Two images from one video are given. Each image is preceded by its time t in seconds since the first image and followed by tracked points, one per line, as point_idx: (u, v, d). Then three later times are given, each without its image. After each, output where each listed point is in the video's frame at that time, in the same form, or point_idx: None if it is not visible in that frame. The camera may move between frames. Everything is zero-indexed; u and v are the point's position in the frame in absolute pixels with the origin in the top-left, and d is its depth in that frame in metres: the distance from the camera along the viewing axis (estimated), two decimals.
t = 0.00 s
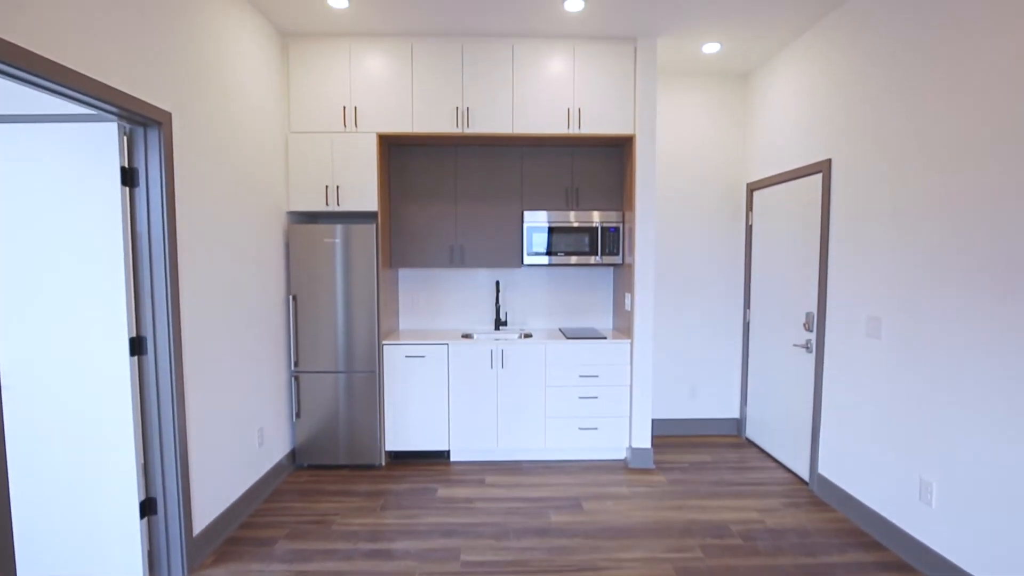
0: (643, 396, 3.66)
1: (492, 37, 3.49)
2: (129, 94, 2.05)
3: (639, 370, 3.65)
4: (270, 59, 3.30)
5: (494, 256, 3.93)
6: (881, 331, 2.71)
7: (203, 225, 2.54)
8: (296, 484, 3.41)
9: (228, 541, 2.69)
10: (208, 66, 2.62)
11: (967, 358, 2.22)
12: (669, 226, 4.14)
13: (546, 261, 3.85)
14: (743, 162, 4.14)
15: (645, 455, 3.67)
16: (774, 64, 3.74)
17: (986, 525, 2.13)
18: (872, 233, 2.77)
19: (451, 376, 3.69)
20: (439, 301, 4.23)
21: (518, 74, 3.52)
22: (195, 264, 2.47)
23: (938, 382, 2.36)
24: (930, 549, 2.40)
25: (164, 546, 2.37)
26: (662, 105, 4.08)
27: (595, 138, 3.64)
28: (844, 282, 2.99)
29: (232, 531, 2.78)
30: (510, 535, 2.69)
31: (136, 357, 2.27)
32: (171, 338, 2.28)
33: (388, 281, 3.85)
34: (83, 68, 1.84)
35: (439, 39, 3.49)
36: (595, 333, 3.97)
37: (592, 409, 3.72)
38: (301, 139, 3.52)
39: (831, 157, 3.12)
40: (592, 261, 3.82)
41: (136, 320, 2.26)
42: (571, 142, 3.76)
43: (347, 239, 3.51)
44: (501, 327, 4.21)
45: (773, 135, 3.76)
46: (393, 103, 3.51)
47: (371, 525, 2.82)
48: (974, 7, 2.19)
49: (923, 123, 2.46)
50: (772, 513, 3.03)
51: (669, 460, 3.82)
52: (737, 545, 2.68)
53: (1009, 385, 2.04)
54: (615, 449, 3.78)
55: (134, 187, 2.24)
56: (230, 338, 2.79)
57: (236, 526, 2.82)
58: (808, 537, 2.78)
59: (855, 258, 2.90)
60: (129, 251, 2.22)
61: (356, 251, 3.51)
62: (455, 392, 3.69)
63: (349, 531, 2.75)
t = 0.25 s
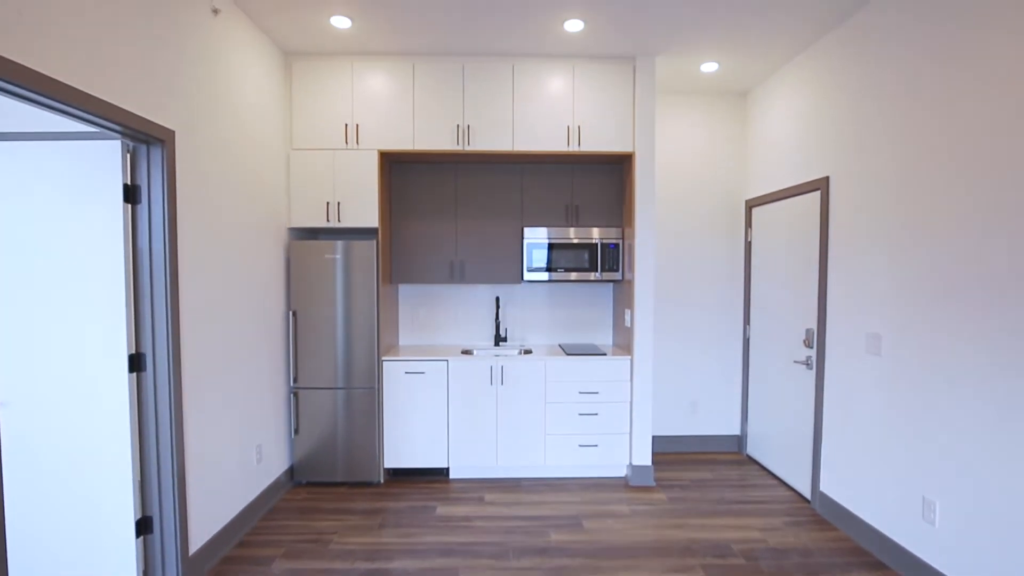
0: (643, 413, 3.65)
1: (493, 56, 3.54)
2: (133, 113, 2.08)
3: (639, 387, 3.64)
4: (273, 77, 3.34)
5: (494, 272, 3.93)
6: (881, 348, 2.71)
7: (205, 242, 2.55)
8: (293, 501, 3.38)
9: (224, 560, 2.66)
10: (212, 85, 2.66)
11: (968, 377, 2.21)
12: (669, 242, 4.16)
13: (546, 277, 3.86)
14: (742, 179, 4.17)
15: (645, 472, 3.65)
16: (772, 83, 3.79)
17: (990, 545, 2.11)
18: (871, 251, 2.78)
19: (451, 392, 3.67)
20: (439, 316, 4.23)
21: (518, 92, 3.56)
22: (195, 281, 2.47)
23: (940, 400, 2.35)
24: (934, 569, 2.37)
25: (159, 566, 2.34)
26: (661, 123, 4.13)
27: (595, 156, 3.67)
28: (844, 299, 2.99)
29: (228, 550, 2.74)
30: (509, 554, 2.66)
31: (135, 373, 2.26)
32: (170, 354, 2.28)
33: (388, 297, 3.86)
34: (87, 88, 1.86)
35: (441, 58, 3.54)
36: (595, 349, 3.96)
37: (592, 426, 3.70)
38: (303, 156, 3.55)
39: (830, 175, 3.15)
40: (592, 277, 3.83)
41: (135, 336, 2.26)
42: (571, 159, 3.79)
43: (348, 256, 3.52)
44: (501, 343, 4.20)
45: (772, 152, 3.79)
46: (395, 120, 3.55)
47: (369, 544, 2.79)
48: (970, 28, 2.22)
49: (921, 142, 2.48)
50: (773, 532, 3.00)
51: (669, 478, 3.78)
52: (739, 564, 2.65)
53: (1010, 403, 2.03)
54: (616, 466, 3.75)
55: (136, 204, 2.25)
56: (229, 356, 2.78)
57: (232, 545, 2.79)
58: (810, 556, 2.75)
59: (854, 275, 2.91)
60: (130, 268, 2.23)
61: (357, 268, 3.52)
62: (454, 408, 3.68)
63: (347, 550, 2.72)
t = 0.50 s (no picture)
0: (643, 428, 3.64)
1: (494, 72, 3.57)
2: (135, 128, 2.10)
3: (639, 402, 3.63)
4: (275, 92, 3.37)
5: (494, 286, 3.94)
6: (882, 363, 2.70)
7: (205, 258, 2.56)
8: (291, 517, 3.35)
9: None
10: (214, 101, 2.68)
11: (970, 392, 2.20)
12: (669, 256, 4.17)
13: (546, 291, 3.86)
14: (741, 193, 4.20)
15: (646, 488, 3.62)
16: (770, 99, 3.82)
17: (996, 563, 2.09)
18: (870, 266, 2.79)
19: (450, 406, 3.66)
20: (438, 330, 4.22)
21: (518, 108, 3.59)
22: (196, 296, 2.47)
23: (942, 415, 2.34)
24: None
25: None
26: (660, 138, 4.16)
27: (595, 170, 3.70)
28: (844, 314, 3.00)
29: (225, 567, 2.71)
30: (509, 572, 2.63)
31: (134, 388, 2.26)
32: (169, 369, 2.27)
33: (388, 310, 3.85)
34: (91, 104, 1.89)
35: (442, 74, 3.57)
36: (595, 364, 3.95)
37: (593, 441, 3.68)
38: (305, 171, 3.57)
39: (828, 191, 3.16)
40: (592, 291, 3.83)
41: (134, 351, 2.26)
42: (571, 174, 3.81)
43: (348, 269, 3.52)
44: (501, 357, 4.19)
45: (770, 167, 3.81)
46: (395, 135, 3.58)
47: (367, 561, 2.76)
48: (966, 47, 2.25)
49: (918, 158, 2.50)
50: (775, 549, 2.97)
51: (670, 493, 3.75)
52: None
53: (1013, 419, 2.02)
54: (616, 482, 3.73)
55: (138, 219, 2.26)
56: (229, 371, 2.78)
57: (229, 561, 2.76)
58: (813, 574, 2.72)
59: (854, 290, 2.91)
60: (131, 282, 2.24)
61: (357, 282, 3.52)
62: (453, 423, 3.66)
63: (344, 568, 2.69)
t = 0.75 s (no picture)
0: (643, 445, 3.62)
1: (494, 90, 3.61)
2: (137, 146, 2.11)
3: (639, 419, 3.62)
4: (278, 110, 3.41)
5: (494, 302, 3.94)
6: (882, 381, 2.69)
7: (206, 274, 2.56)
8: (289, 535, 3.31)
9: None
10: (217, 119, 2.71)
11: (971, 410, 2.20)
12: (668, 272, 4.18)
13: (546, 307, 3.86)
14: (740, 210, 4.22)
15: (647, 506, 3.59)
16: (768, 117, 3.86)
17: None
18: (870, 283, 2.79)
19: (450, 423, 3.64)
20: (438, 346, 4.22)
21: (518, 125, 3.62)
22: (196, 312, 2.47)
23: (943, 434, 2.33)
24: None
25: None
26: (659, 155, 4.19)
27: (594, 187, 3.72)
28: (844, 331, 3.00)
29: None
30: None
31: (132, 406, 2.26)
32: (167, 387, 2.26)
33: (387, 326, 3.86)
34: (95, 123, 1.91)
35: (443, 92, 3.61)
36: (595, 380, 3.94)
37: (593, 458, 3.66)
38: (306, 187, 3.59)
39: (826, 208, 3.18)
40: (591, 307, 3.83)
41: (133, 369, 2.26)
42: (570, 191, 3.84)
43: (348, 285, 3.53)
44: (500, 373, 4.18)
45: (769, 184, 3.84)
46: (396, 152, 3.60)
47: None
48: (961, 68, 2.28)
49: (915, 176, 2.52)
50: (777, 569, 2.94)
51: (671, 511, 3.72)
52: None
53: (1014, 438, 2.01)
54: (616, 500, 3.70)
55: (139, 236, 2.27)
56: (228, 388, 2.77)
57: None
58: None
59: (853, 307, 2.92)
60: (130, 300, 2.25)
61: (357, 297, 3.52)
62: (453, 439, 3.64)
63: None
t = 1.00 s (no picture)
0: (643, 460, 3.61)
1: (494, 107, 3.65)
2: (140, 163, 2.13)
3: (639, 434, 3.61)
4: (280, 127, 3.44)
5: (494, 316, 3.94)
6: (883, 396, 2.68)
7: (207, 289, 2.57)
8: (287, 552, 3.29)
9: None
10: (219, 136, 2.73)
11: (971, 425, 2.19)
12: (668, 286, 4.18)
13: (546, 321, 3.86)
14: (739, 224, 4.23)
15: (648, 522, 3.56)
16: (766, 133, 3.89)
17: None
18: (869, 298, 2.80)
19: (450, 438, 3.62)
20: (438, 360, 4.21)
21: (518, 141, 3.65)
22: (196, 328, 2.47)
23: (944, 449, 2.32)
24: None
25: None
26: (658, 170, 4.22)
27: (593, 202, 3.74)
28: (844, 345, 2.99)
29: None
30: None
31: (131, 422, 2.26)
32: (166, 402, 2.25)
33: (387, 340, 3.86)
34: (98, 140, 1.93)
35: (443, 108, 3.65)
36: (595, 394, 3.93)
37: (593, 473, 3.63)
38: (307, 202, 3.61)
39: (825, 223, 3.19)
40: (591, 321, 3.83)
41: (132, 385, 2.27)
42: (570, 205, 3.86)
43: (348, 299, 3.53)
44: (500, 387, 4.17)
45: (767, 199, 3.85)
46: (396, 168, 3.63)
47: None
48: (955, 85, 2.31)
49: (912, 192, 2.53)
50: None
51: (672, 527, 3.69)
52: None
53: (1015, 453, 2.00)
54: (617, 515, 3.67)
55: (141, 252, 2.28)
56: (227, 403, 2.76)
57: None
58: None
59: (853, 321, 2.92)
60: (131, 316, 2.26)
61: (357, 311, 3.53)
62: (452, 455, 3.62)
63: None
